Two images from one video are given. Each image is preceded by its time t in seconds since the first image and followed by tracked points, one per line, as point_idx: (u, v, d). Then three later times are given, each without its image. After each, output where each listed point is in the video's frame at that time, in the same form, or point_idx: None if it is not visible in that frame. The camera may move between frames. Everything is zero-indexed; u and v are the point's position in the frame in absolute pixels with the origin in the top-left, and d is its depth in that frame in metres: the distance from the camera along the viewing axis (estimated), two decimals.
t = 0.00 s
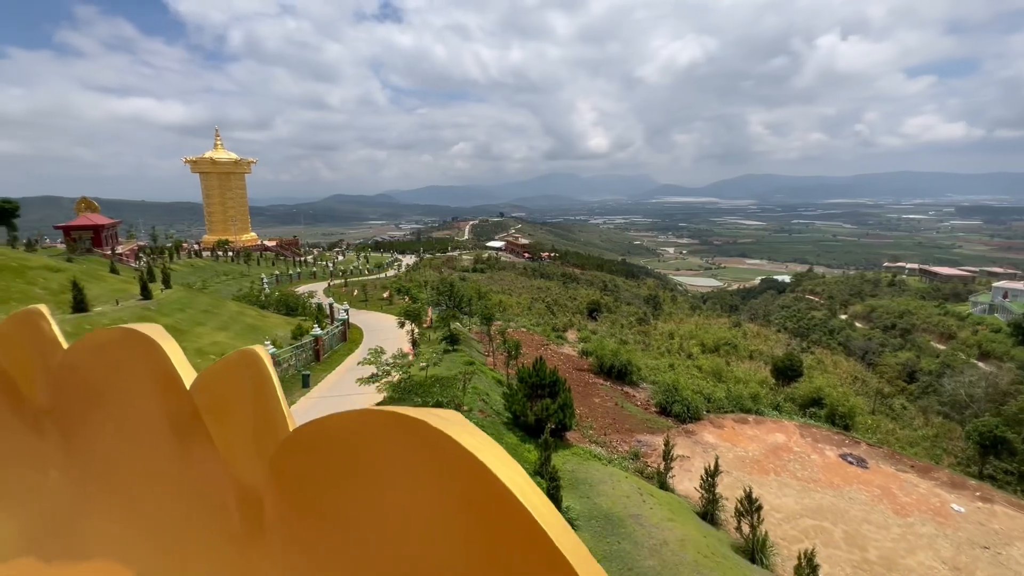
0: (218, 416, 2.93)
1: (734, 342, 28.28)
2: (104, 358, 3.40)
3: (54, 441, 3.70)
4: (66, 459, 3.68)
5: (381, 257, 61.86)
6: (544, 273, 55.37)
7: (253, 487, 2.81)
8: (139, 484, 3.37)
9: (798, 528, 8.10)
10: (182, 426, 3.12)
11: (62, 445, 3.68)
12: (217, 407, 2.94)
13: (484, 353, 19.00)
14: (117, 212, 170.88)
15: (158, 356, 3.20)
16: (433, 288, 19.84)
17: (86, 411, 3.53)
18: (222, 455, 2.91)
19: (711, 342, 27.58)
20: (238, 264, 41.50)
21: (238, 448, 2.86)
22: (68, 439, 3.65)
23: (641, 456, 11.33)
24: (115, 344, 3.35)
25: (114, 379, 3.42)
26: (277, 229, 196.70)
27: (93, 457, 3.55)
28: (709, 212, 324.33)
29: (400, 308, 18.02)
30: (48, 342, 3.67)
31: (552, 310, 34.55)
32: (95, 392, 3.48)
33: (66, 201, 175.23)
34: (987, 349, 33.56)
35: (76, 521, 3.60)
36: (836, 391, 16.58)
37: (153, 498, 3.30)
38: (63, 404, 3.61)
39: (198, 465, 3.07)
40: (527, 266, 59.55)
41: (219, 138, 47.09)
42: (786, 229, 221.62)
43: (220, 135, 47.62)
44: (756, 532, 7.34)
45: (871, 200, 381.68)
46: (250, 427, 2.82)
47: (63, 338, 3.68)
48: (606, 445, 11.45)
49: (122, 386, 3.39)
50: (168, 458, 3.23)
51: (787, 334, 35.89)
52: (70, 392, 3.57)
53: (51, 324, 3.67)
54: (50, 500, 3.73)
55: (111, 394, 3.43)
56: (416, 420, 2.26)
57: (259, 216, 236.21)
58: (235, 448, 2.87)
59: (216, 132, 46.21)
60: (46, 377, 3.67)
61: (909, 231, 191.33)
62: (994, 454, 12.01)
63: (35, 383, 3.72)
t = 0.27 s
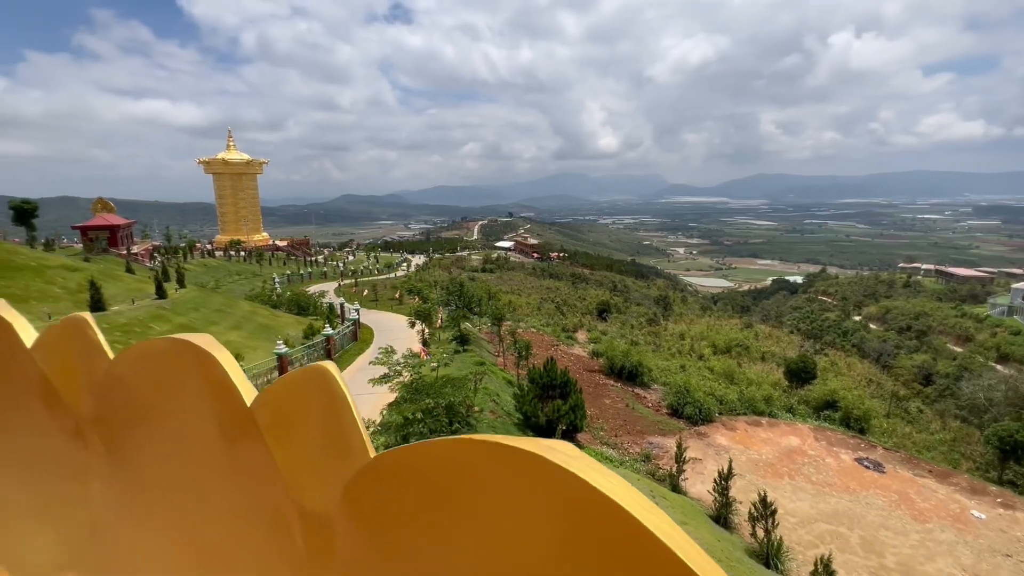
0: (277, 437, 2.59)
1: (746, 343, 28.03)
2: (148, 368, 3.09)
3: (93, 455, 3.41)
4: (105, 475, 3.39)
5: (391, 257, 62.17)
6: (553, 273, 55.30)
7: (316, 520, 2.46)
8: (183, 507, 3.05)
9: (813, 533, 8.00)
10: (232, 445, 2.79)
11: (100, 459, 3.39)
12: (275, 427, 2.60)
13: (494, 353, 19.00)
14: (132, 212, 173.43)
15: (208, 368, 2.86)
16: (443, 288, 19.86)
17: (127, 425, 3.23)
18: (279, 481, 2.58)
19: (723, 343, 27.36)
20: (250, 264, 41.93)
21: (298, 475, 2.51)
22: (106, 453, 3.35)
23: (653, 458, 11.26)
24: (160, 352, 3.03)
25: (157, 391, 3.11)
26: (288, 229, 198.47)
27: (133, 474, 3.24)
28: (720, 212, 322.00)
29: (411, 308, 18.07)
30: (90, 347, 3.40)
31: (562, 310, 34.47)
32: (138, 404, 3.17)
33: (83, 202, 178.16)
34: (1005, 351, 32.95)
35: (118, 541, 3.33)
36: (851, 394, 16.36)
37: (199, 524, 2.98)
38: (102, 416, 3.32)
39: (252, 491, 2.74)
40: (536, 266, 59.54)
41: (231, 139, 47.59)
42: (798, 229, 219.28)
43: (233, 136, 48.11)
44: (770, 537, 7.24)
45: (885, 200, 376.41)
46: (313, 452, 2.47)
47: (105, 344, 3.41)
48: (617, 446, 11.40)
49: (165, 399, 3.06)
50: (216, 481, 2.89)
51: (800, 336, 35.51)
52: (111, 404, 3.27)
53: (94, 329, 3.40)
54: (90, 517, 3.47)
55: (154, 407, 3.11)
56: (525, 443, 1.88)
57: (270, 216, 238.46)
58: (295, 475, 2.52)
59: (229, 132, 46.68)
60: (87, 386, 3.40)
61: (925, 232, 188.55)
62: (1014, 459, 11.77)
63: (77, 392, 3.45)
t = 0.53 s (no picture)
0: (351, 452, 2.72)
1: (757, 344, 27.75)
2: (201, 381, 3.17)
3: (140, 466, 3.52)
4: (153, 486, 3.49)
5: (400, 257, 62.35)
6: (562, 273, 55.19)
7: (396, 533, 2.60)
8: (240, 518, 3.16)
9: (827, 537, 7.89)
10: (295, 461, 2.92)
11: (149, 470, 3.49)
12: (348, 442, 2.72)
13: (503, 353, 18.99)
14: (145, 212, 175.64)
15: (267, 381, 2.95)
16: (453, 288, 19.89)
17: (178, 437, 3.31)
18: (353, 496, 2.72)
19: (734, 344, 27.10)
20: (261, 264, 42.27)
21: (375, 487, 2.65)
22: (154, 464, 3.45)
23: (664, 459, 11.20)
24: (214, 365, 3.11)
25: (210, 404, 3.19)
26: (298, 229, 199.90)
27: (186, 486, 3.34)
28: (731, 212, 319.57)
29: (421, 308, 18.10)
30: (136, 359, 3.47)
31: (571, 310, 34.39)
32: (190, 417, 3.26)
33: (98, 202, 180.79)
34: None
35: (171, 549, 3.46)
36: (866, 396, 16.12)
37: (257, 534, 3.11)
38: (151, 428, 3.41)
39: (318, 502, 2.87)
40: (544, 266, 59.45)
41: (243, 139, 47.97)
42: (810, 229, 216.87)
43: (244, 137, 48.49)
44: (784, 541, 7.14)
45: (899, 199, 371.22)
46: (394, 468, 2.59)
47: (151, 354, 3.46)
48: (628, 448, 11.33)
49: (221, 413, 3.16)
50: (277, 493, 3.01)
51: (812, 337, 35.10)
52: (161, 416, 3.35)
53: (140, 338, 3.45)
54: (140, 526, 3.58)
55: (209, 419, 3.21)
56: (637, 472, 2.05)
57: (281, 216, 240.35)
58: (384, 498, 2.63)
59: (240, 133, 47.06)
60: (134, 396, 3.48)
61: (940, 232, 185.74)
62: None
63: (123, 403, 3.54)
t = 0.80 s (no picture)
0: (400, 465, 2.65)
1: (768, 345, 27.48)
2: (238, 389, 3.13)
3: (174, 476, 3.48)
4: (187, 496, 3.46)
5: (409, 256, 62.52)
6: (570, 273, 55.03)
7: (451, 548, 2.53)
8: (277, 532, 3.11)
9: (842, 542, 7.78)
10: (346, 480, 2.84)
11: (184, 481, 3.44)
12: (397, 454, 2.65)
13: (512, 353, 18.98)
14: (159, 212, 177.85)
15: (307, 390, 2.88)
16: (462, 287, 19.90)
17: (213, 447, 3.28)
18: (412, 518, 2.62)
19: (745, 345, 26.86)
20: (272, 263, 42.60)
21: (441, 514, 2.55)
22: (188, 475, 3.41)
23: (675, 461, 11.12)
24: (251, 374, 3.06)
25: (252, 416, 3.12)
26: (308, 229, 201.21)
27: (225, 498, 3.29)
28: (741, 212, 317.17)
29: (430, 307, 18.14)
30: (170, 367, 3.44)
31: (580, 310, 34.29)
32: (226, 427, 3.22)
33: (112, 202, 183.41)
34: None
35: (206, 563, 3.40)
36: (880, 398, 15.90)
37: (296, 548, 3.05)
38: (185, 438, 3.37)
39: (363, 516, 2.81)
40: (553, 266, 59.36)
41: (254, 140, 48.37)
42: (822, 228, 214.50)
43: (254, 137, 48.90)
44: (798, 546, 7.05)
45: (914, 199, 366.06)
46: (450, 481, 2.52)
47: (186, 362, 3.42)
48: (638, 449, 11.27)
49: (258, 422, 3.10)
50: (321, 509, 2.96)
51: (825, 338, 34.66)
52: (196, 426, 3.32)
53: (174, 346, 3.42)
54: (173, 538, 3.54)
55: (246, 430, 3.16)
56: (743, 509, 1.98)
57: (291, 216, 242.23)
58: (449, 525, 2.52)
59: (251, 133, 47.43)
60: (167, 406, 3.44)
61: (955, 231, 182.92)
62: None
63: (155, 411, 3.50)
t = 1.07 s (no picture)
0: (473, 505, 2.54)
1: (780, 346, 27.18)
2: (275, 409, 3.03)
3: (203, 499, 3.36)
4: (216, 522, 3.33)
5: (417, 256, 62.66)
6: (579, 272, 54.88)
7: None
8: (320, 564, 3.00)
9: (859, 547, 7.65)
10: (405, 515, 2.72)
11: (215, 506, 3.32)
12: (471, 487, 2.52)
13: (522, 353, 18.95)
14: (171, 212, 179.83)
15: (354, 415, 2.78)
16: (471, 287, 19.87)
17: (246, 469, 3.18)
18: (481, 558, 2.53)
19: (756, 346, 26.58)
20: (282, 263, 42.88)
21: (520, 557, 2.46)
22: (219, 500, 3.30)
23: (686, 463, 11.02)
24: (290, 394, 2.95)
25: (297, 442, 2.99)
26: (317, 229, 202.49)
27: (260, 526, 3.16)
28: (751, 211, 314.72)
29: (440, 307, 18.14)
30: (201, 385, 3.36)
31: (588, 310, 34.17)
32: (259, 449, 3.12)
33: (126, 203, 185.90)
34: None
35: None
36: (896, 401, 15.66)
37: None
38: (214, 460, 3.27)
39: (417, 552, 2.72)
40: (561, 266, 59.21)
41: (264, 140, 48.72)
42: (834, 228, 212.17)
43: (265, 137, 49.27)
44: (814, 550, 6.93)
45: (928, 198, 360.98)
46: (541, 525, 2.41)
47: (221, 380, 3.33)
48: (649, 451, 11.19)
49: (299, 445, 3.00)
50: (372, 543, 2.84)
51: (837, 339, 34.24)
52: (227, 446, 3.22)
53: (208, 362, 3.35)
54: (198, 565, 3.43)
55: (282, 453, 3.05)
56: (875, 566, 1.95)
57: (301, 216, 243.91)
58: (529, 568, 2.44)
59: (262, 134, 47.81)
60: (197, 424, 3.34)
61: (970, 231, 180.10)
62: None
63: (185, 429, 3.41)
